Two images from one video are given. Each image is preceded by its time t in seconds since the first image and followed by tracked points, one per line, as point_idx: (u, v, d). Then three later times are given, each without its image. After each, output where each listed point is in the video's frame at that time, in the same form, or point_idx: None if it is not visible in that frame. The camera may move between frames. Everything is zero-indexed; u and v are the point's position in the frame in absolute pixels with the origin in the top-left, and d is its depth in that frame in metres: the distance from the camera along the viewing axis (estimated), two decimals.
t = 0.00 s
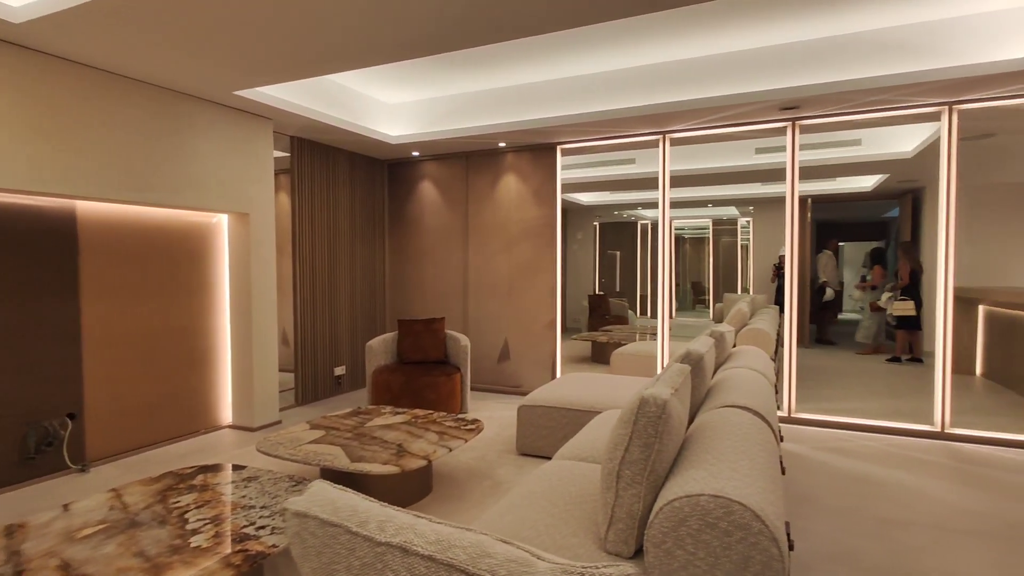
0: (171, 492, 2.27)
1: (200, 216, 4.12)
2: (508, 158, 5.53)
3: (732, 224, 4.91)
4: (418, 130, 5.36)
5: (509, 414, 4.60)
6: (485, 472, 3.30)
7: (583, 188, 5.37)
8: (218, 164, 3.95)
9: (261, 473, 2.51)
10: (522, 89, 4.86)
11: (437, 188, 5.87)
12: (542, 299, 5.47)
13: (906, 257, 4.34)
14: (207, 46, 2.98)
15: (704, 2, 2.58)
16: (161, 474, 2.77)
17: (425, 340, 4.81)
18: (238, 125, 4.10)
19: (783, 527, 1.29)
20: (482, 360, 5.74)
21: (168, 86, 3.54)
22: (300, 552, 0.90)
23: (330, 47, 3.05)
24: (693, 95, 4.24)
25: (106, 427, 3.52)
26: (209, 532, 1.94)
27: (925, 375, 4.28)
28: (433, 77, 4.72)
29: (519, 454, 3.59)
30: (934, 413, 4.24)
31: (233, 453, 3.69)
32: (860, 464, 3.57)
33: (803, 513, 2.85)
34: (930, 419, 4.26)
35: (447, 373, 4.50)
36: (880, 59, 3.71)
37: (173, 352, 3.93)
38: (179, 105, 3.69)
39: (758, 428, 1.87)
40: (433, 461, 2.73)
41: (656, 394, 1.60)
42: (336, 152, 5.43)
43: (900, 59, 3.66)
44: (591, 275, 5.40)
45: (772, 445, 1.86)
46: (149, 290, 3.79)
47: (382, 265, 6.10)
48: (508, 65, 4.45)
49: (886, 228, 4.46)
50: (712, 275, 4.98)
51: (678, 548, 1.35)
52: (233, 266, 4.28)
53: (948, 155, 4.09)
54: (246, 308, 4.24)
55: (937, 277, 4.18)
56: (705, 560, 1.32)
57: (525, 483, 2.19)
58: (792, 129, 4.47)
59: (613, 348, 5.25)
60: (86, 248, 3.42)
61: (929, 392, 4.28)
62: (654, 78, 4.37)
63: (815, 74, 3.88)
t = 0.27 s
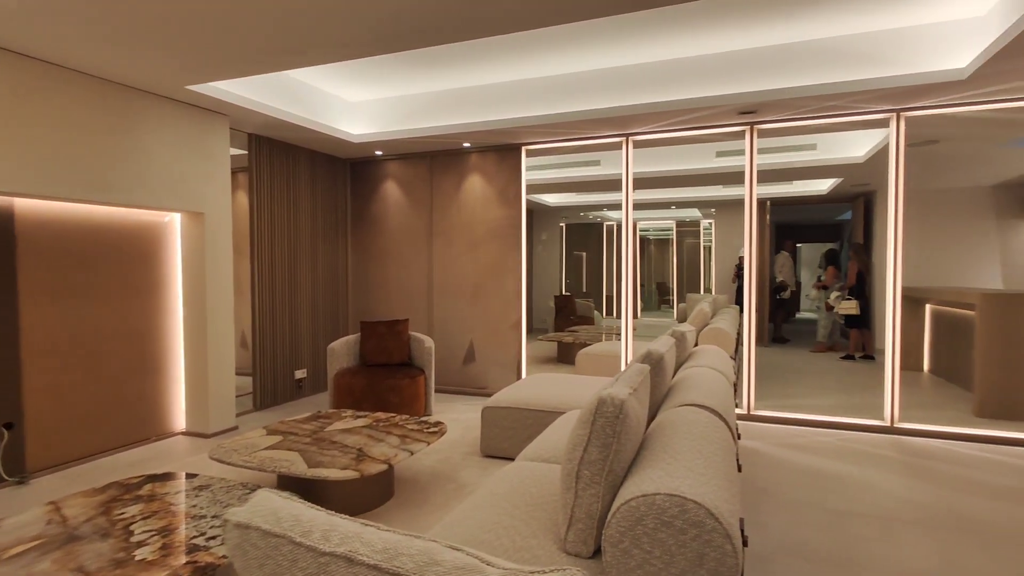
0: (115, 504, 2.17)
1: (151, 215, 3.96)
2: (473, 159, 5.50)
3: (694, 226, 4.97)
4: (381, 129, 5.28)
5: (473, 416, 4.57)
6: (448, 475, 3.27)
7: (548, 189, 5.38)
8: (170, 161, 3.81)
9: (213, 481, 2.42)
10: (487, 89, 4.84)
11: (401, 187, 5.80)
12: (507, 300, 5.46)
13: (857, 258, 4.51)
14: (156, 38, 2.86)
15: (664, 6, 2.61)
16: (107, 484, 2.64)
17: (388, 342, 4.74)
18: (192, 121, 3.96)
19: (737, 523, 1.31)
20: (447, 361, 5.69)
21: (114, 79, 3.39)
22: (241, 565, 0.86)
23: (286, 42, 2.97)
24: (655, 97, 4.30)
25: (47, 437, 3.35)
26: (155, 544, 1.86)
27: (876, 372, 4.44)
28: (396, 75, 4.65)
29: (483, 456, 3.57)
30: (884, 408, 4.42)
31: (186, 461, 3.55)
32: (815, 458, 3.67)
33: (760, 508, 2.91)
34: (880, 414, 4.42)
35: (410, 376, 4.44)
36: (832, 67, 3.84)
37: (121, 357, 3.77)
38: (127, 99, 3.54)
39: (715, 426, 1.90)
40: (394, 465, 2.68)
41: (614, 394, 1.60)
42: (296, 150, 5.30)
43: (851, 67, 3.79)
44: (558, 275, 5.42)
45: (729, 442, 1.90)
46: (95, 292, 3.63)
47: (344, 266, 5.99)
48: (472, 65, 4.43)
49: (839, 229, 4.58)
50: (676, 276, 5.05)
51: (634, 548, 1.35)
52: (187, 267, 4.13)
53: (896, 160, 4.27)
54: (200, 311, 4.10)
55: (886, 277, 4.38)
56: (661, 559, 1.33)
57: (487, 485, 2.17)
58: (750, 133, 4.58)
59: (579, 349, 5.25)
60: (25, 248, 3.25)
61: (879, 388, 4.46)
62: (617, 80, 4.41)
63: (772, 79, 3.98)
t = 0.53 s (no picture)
0: (56, 517, 2.07)
1: (99, 213, 3.80)
2: (438, 158, 5.46)
3: (659, 228, 5.03)
4: (343, 127, 5.19)
5: (438, 418, 4.53)
6: (412, 478, 3.23)
7: (514, 189, 5.38)
8: (119, 157, 3.66)
9: (163, 491, 2.33)
10: (451, 88, 4.81)
11: (364, 187, 5.71)
12: (472, 301, 5.44)
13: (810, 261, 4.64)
14: (103, 29, 2.74)
15: (625, 9, 2.64)
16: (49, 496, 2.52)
17: (350, 344, 4.66)
18: (143, 116, 3.81)
19: (693, 520, 1.32)
20: (412, 363, 5.63)
21: (58, 70, 3.24)
22: None
23: (243, 36, 2.89)
24: (619, 100, 4.34)
25: None
26: (99, 558, 1.78)
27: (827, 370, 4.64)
28: (358, 73, 4.58)
29: (448, 458, 3.54)
30: (836, 404, 4.57)
31: (136, 470, 3.41)
32: (773, 454, 3.77)
33: (720, 504, 2.97)
34: (833, 410, 4.57)
35: (374, 378, 4.38)
36: (787, 74, 3.95)
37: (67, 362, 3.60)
38: (73, 92, 3.38)
39: (674, 424, 1.92)
40: (355, 469, 2.63)
41: (574, 394, 1.60)
42: (255, 148, 5.17)
43: (807, 73, 3.91)
44: (525, 276, 5.42)
45: (688, 441, 1.93)
46: (37, 294, 3.45)
47: (306, 266, 5.86)
48: (436, 64, 4.39)
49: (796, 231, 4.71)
50: (642, 276, 5.08)
51: (594, 547, 1.36)
52: (137, 268, 3.97)
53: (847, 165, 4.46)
54: (153, 313, 3.95)
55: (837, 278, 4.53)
56: (620, 558, 1.34)
57: (449, 488, 2.15)
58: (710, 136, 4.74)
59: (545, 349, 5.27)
60: None
61: (833, 384, 4.61)
62: (581, 82, 4.44)
63: (731, 84, 4.07)
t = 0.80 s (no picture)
0: None
1: (40, 211, 3.61)
2: (401, 158, 5.39)
3: (623, 229, 5.08)
4: (303, 124, 5.07)
5: (402, 421, 4.48)
6: (374, 482, 3.18)
7: (480, 189, 5.35)
8: (63, 152, 3.48)
9: (110, 502, 2.22)
10: (415, 87, 4.76)
11: (325, 186, 5.60)
12: (436, 302, 5.39)
13: (767, 260, 4.80)
14: (45, 17, 2.61)
15: (587, 11, 2.66)
16: None
17: (311, 346, 4.56)
18: (89, 109, 3.64)
19: (653, 518, 1.34)
20: (375, 365, 5.55)
21: None
22: None
23: (197, 28, 2.79)
24: (583, 102, 4.37)
25: None
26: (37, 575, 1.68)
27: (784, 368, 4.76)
28: (319, 69, 4.49)
29: (412, 461, 3.50)
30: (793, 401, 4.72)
31: (82, 480, 3.26)
32: (732, 451, 3.86)
33: (681, 501, 3.02)
34: (790, 407, 4.71)
35: (335, 381, 4.29)
36: (744, 79, 4.05)
37: (5, 368, 3.40)
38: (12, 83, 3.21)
39: (635, 423, 1.94)
40: (315, 475, 2.57)
41: (536, 395, 1.60)
42: (210, 144, 5.01)
43: (764, 78, 4.01)
44: (490, 277, 5.39)
45: (649, 439, 1.95)
46: None
47: (264, 267, 5.71)
48: (399, 62, 4.34)
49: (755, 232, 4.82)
50: (607, 276, 5.13)
51: (555, 548, 1.36)
52: (82, 269, 3.80)
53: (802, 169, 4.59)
54: (100, 316, 3.77)
55: (792, 278, 4.70)
56: (581, 558, 1.35)
57: (411, 491, 2.12)
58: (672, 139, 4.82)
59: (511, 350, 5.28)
60: None
61: (789, 381, 4.75)
62: (545, 84, 4.45)
63: (692, 87, 4.15)
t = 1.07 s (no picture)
0: None
1: None
2: (364, 157, 5.31)
3: (588, 230, 5.17)
4: (261, 121, 4.94)
5: (365, 424, 4.41)
6: (335, 487, 3.12)
7: (445, 190, 5.35)
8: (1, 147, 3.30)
9: (52, 514, 2.12)
10: (377, 85, 4.69)
11: (285, 184, 5.47)
12: (400, 303, 5.33)
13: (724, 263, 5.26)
14: None
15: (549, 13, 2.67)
16: None
17: (270, 349, 4.44)
18: (30, 102, 3.46)
19: (614, 516, 1.35)
20: (337, 368, 5.45)
21: None
22: None
23: (148, 19, 2.68)
24: (547, 103, 4.39)
25: None
26: None
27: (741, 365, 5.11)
28: (278, 64, 4.38)
29: (374, 464, 3.45)
30: (753, 399, 4.75)
31: (22, 492, 3.09)
32: (693, 448, 3.94)
33: (644, 498, 3.06)
34: (748, 404, 4.83)
35: (295, 384, 4.19)
36: (704, 84, 4.14)
37: None
38: None
39: (598, 422, 1.96)
40: (273, 481, 2.50)
41: (498, 396, 1.59)
42: (163, 140, 4.83)
43: (723, 83, 4.11)
44: (456, 277, 5.39)
45: (612, 438, 1.97)
46: None
47: (221, 267, 5.54)
48: (362, 59, 4.27)
49: (714, 234, 5.27)
50: (571, 277, 5.22)
51: (517, 548, 1.37)
52: (22, 270, 3.59)
53: (758, 174, 4.57)
54: (42, 319, 3.59)
55: (751, 279, 4.79)
56: (543, 557, 1.35)
57: (372, 495, 2.08)
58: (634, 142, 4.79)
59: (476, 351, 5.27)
60: None
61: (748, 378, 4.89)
62: (509, 84, 4.45)
63: (653, 91, 4.21)
